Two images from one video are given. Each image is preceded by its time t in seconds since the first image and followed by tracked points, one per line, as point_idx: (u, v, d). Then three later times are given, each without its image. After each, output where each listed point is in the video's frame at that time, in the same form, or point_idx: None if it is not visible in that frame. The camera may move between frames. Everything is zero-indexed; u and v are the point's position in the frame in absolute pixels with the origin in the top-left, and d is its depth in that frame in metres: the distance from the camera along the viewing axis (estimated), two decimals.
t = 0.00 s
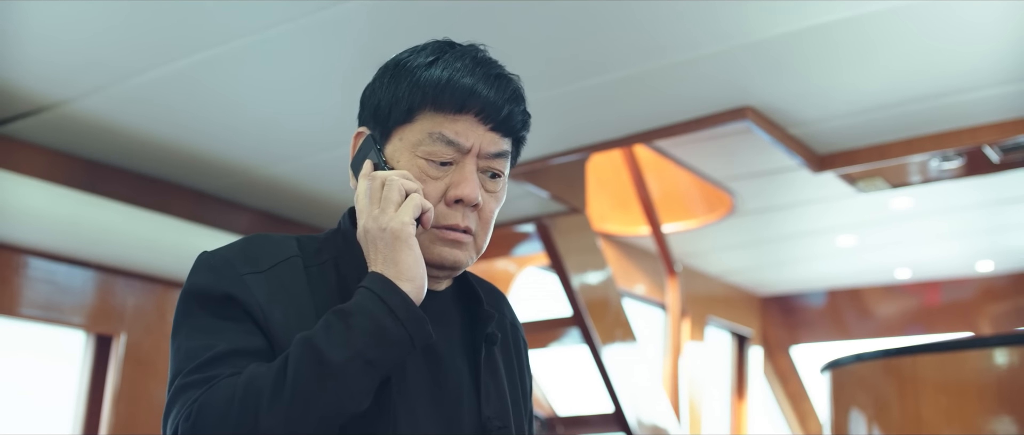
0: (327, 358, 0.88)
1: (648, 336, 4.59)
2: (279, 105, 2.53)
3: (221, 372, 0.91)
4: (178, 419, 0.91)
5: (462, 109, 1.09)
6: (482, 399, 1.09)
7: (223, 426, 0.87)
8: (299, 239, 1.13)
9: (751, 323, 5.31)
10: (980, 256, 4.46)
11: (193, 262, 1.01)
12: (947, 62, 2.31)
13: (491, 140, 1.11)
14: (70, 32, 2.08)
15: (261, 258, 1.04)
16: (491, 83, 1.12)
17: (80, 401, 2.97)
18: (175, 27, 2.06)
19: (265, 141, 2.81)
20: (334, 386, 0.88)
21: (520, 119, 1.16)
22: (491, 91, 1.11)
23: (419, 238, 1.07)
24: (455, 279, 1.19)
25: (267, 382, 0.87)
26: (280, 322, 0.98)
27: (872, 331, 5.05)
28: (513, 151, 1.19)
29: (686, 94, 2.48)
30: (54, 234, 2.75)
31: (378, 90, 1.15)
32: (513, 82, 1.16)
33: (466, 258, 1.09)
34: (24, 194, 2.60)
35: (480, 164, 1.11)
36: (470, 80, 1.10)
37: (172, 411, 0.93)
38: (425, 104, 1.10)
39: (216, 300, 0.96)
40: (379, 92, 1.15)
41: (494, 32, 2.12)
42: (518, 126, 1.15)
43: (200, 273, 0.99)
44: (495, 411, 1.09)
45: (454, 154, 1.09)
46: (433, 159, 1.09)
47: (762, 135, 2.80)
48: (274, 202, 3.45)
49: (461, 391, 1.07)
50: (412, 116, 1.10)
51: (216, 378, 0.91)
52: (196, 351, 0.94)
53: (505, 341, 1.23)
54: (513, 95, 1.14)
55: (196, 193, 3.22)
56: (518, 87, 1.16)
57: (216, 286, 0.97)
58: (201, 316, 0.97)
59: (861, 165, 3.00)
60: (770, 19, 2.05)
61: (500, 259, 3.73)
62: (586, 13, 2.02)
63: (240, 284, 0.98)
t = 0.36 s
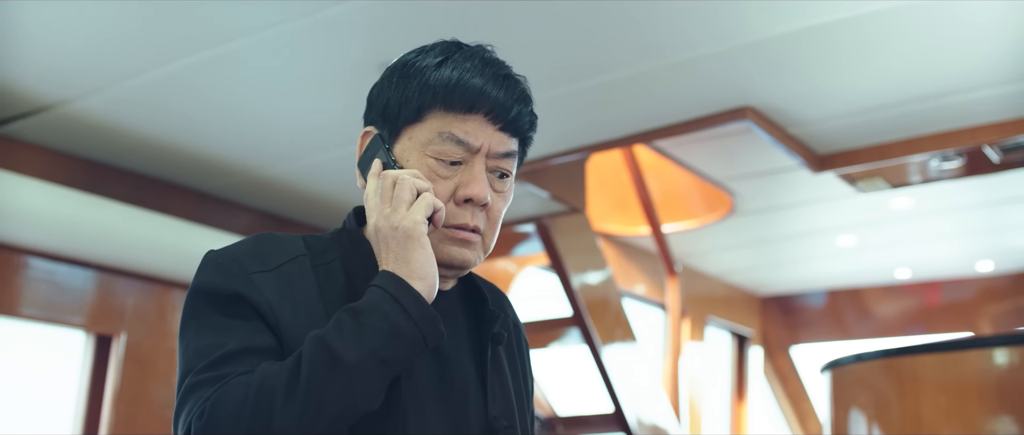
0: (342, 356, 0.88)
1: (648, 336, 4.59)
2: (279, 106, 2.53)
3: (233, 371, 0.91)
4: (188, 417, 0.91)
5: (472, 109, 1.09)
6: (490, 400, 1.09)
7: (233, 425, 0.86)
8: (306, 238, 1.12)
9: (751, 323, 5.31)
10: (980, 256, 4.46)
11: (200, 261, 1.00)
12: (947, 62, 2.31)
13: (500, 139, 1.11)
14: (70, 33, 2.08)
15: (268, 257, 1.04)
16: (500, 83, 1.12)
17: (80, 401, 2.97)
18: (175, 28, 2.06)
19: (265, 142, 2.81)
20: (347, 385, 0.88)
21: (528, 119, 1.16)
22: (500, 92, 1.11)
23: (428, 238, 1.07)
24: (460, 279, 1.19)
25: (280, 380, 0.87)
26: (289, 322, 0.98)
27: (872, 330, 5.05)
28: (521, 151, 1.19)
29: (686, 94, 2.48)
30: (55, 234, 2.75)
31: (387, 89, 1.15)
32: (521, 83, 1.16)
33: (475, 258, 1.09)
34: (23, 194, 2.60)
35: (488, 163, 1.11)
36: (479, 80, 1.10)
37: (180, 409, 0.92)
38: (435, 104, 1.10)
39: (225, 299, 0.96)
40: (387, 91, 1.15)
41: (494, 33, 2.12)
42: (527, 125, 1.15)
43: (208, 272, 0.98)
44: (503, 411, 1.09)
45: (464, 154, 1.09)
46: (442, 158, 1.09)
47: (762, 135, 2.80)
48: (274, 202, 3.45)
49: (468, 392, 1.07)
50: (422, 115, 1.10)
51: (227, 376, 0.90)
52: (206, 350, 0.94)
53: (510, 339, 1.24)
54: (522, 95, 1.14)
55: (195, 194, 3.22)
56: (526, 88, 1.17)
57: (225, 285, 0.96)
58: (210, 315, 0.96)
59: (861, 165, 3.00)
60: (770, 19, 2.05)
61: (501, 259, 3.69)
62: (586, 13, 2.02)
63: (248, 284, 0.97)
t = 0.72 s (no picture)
0: (339, 349, 0.87)
1: (648, 336, 4.59)
2: (279, 106, 2.53)
3: (232, 367, 0.91)
4: (188, 414, 0.91)
5: (470, 105, 1.09)
6: (494, 400, 1.08)
7: (229, 421, 0.86)
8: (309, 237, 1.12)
9: (751, 324, 5.31)
10: (980, 256, 4.46)
11: (203, 260, 1.00)
12: (947, 62, 2.31)
13: (499, 136, 1.11)
14: (69, 33, 2.08)
15: (272, 255, 1.03)
16: (499, 79, 1.12)
17: (80, 401, 2.97)
18: (175, 28, 2.06)
19: (264, 142, 2.81)
20: (345, 378, 0.87)
21: (529, 115, 1.15)
22: (499, 87, 1.11)
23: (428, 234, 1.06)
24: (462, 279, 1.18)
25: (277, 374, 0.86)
26: (292, 320, 0.97)
27: (872, 330, 5.05)
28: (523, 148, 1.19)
29: (686, 94, 2.48)
30: (55, 234, 2.75)
31: (387, 88, 1.15)
32: (522, 79, 1.16)
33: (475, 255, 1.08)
34: (23, 194, 2.60)
35: (488, 160, 1.11)
36: (477, 76, 1.10)
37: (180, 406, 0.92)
38: (433, 101, 1.10)
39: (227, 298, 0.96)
40: (387, 89, 1.15)
41: (494, 32, 2.12)
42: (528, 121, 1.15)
43: (210, 271, 0.98)
44: (507, 411, 1.08)
45: (463, 151, 1.09)
46: (441, 154, 1.08)
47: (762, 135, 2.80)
48: (273, 202, 3.45)
49: (472, 393, 1.06)
50: (420, 112, 1.11)
51: (226, 373, 0.90)
52: (207, 348, 0.93)
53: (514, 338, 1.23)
54: (522, 91, 1.14)
55: (195, 194, 3.21)
56: (527, 84, 1.16)
57: (227, 282, 0.96)
58: (213, 313, 0.96)
59: (861, 165, 3.00)
60: (770, 19, 2.05)
61: (501, 259, 3.76)
62: (585, 13, 2.02)
63: (251, 282, 0.97)
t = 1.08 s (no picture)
0: (309, 318, 0.87)
1: (648, 336, 4.59)
2: (279, 106, 2.53)
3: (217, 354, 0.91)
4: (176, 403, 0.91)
5: (446, 89, 1.09)
6: (498, 397, 1.06)
7: (210, 404, 0.86)
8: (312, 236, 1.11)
9: (751, 324, 5.32)
10: (980, 256, 4.46)
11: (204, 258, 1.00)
12: (947, 62, 2.31)
13: (478, 118, 1.11)
14: (69, 33, 2.08)
15: (273, 255, 1.03)
16: (478, 63, 1.12)
17: (80, 401, 2.97)
18: (174, 28, 2.06)
19: (263, 142, 2.81)
20: (320, 350, 0.86)
21: (515, 99, 1.14)
22: (478, 71, 1.11)
23: (410, 221, 1.06)
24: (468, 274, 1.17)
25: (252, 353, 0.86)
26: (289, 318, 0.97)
27: (872, 330, 5.05)
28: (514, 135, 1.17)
29: (686, 94, 2.48)
30: (55, 234, 2.75)
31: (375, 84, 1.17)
32: (507, 64, 1.15)
33: (460, 241, 1.05)
34: (23, 194, 2.60)
35: (469, 143, 1.10)
36: (453, 60, 1.10)
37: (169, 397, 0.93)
38: (411, 88, 1.11)
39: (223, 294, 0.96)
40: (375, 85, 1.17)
41: (494, 32, 2.12)
42: (513, 104, 1.14)
43: (208, 269, 0.98)
44: (512, 409, 1.07)
45: (441, 133, 1.09)
46: (419, 138, 1.09)
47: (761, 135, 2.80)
48: (273, 202, 3.44)
49: (475, 391, 1.05)
50: (401, 101, 1.12)
51: (211, 360, 0.91)
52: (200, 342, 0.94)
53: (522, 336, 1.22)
54: (504, 74, 1.13)
55: (195, 194, 3.21)
56: (513, 70, 1.15)
57: (222, 279, 0.96)
58: (208, 309, 0.96)
59: (861, 165, 3.00)
60: (771, 19, 2.05)
61: (500, 259, 3.80)
62: (585, 13, 2.02)
63: (246, 279, 0.97)
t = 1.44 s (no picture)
0: (317, 322, 0.87)
1: (648, 337, 4.58)
2: (279, 107, 2.53)
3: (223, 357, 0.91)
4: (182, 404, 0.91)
5: (450, 88, 1.10)
6: (504, 397, 1.06)
7: (216, 405, 0.86)
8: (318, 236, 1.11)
9: (751, 325, 5.32)
10: (980, 257, 4.46)
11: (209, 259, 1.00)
12: (946, 63, 2.31)
13: (482, 117, 1.10)
14: (69, 34, 2.08)
15: (278, 255, 1.03)
16: (482, 61, 1.12)
17: (80, 402, 2.97)
18: (174, 28, 2.06)
19: (263, 143, 2.81)
20: (326, 353, 0.86)
21: (519, 96, 1.14)
22: (481, 69, 1.11)
23: (416, 221, 1.06)
24: (474, 274, 1.18)
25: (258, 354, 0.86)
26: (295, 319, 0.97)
27: (872, 331, 5.04)
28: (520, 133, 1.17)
29: (686, 95, 2.48)
30: (55, 235, 2.75)
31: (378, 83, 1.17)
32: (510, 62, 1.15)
33: (466, 239, 1.05)
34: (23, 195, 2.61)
35: (474, 142, 1.10)
36: (456, 59, 1.10)
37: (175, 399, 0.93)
38: (415, 87, 1.11)
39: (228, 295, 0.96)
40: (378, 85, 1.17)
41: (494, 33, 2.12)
42: (517, 102, 1.14)
43: (213, 269, 0.98)
44: (518, 409, 1.06)
45: (446, 133, 1.09)
46: (424, 138, 1.09)
47: (761, 136, 2.80)
48: (273, 203, 3.44)
49: (481, 390, 1.04)
50: (405, 100, 1.12)
51: (217, 362, 0.90)
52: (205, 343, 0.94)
53: (528, 335, 1.22)
54: (508, 72, 1.13)
55: (195, 195, 3.21)
56: (517, 67, 1.15)
57: (227, 279, 0.96)
58: (213, 310, 0.96)
59: (861, 166, 3.00)
60: (771, 20, 2.06)
61: (500, 260, 3.80)
62: (585, 14, 2.02)
63: (251, 280, 0.97)
